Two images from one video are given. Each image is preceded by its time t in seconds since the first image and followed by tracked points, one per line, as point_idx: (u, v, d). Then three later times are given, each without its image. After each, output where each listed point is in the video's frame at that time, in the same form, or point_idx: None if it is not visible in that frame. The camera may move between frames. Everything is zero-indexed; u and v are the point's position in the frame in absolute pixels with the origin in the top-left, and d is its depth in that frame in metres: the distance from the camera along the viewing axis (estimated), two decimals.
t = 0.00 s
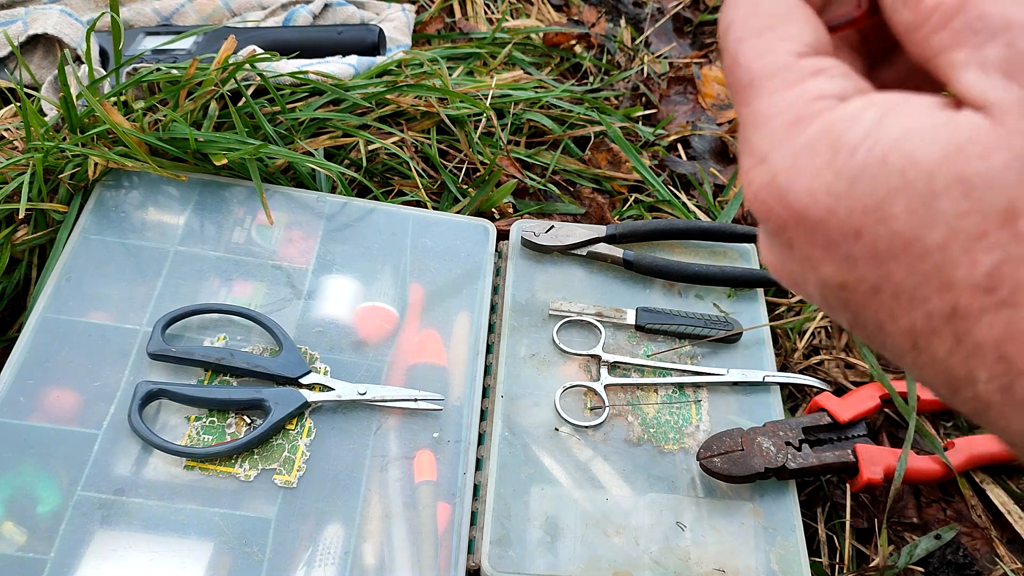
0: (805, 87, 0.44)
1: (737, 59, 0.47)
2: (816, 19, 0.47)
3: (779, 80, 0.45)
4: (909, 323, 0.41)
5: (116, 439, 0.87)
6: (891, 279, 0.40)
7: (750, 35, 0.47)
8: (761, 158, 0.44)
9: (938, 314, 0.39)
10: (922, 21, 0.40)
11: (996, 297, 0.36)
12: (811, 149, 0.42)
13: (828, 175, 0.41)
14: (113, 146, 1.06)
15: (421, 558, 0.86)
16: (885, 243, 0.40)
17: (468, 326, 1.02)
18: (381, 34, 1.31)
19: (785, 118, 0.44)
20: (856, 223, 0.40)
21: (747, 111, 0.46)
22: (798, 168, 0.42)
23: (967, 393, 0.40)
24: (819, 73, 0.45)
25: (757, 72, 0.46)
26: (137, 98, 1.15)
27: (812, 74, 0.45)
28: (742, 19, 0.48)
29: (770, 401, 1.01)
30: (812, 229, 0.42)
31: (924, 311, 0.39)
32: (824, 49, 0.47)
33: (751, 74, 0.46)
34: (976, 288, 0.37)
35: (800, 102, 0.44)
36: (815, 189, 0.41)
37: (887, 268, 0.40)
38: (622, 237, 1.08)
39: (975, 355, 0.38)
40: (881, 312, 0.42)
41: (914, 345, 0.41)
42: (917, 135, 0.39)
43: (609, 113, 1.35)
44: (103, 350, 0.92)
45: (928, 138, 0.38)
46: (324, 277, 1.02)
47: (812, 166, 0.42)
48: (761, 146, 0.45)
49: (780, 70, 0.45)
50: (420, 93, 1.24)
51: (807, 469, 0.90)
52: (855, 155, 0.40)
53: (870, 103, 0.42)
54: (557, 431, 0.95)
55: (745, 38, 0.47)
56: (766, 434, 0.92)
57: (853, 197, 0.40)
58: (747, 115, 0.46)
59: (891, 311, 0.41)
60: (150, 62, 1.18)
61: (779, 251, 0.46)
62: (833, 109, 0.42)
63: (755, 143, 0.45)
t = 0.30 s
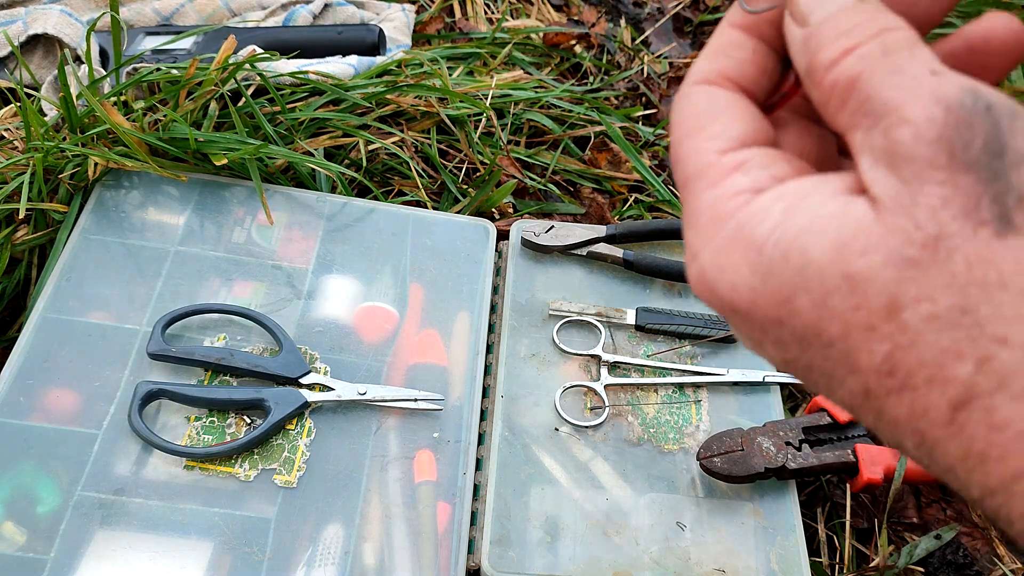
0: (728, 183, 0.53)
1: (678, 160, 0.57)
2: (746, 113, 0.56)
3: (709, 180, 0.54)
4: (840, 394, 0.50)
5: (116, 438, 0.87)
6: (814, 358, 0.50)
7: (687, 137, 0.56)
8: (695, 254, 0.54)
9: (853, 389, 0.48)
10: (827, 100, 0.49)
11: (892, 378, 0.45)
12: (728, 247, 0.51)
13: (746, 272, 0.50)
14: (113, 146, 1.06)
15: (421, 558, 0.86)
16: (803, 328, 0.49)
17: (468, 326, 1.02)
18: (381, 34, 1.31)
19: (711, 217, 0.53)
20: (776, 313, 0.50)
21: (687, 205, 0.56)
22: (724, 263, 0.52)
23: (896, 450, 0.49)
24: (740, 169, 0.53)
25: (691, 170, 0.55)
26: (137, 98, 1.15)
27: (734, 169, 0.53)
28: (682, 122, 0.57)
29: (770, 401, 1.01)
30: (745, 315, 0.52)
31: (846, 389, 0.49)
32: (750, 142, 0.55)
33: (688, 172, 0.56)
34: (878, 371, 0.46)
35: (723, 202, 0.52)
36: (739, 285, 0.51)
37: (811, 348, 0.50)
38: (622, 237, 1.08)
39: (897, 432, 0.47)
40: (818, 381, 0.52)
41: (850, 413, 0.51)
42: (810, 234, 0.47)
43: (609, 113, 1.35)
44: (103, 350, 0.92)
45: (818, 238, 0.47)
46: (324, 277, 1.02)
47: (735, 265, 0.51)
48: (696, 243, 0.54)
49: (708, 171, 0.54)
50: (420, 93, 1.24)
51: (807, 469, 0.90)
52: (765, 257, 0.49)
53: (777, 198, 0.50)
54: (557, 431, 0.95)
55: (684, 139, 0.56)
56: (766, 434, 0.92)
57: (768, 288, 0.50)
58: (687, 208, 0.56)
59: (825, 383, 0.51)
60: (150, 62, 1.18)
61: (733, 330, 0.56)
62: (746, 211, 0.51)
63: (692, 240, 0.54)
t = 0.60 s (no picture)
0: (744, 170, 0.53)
1: (689, 147, 0.57)
2: (756, 104, 0.57)
3: (723, 167, 0.54)
4: (855, 379, 0.50)
5: (115, 439, 0.87)
6: (832, 340, 0.50)
7: (698, 127, 0.56)
8: (710, 237, 0.54)
9: (873, 372, 0.49)
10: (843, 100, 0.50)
11: (917, 359, 0.46)
12: (747, 229, 0.51)
13: (766, 252, 0.50)
14: (113, 146, 1.06)
15: (421, 558, 0.86)
16: (823, 309, 0.49)
17: (468, 325, 1.02)
18: (381, 34, 1.31)
19: (729, 199, 0.53)
20: (795, 294, 0.50)
21: (699, 191, 0.56)
22: (742, 244, 0.51)
23: (909, 435, 0.50)
24: (756, 156, 0.53)
25: (705, 157, 0.55)
26: (137, 98, 1.15)
27: (749, 155, 0.53)
28: (692, 113, 0.57)
29: (769, 401, 1.01)
30: (762, 298, 0.52)
31: (864, 372, 0.49)
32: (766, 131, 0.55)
33: (701, 159, 0.56)
34: (903, 352, 0.46)
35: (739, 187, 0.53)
36: (759, 266, 0.51)
37: (829, 329, 0.50)
38: (622, 237, 1.08)
39: (914, 413, 0.48)
40: (831, 367, 0.52)
41: (862, 399, 0.51)
42: (836, 214, 0.47)
43: (609, 113, 1.35)
44: (103, 350, 0.92)
45: (844, 218, 0.47)
46: (324, 277, 1.02)
47: (754, 246, 0.51)
48: (710, 227, 0.54)
49: (721, 158, 0.54)
50: (420, 93, 1.24)
51: (807, 469, 0.90)
52: (785, 236, 0.49)
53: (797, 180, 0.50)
54: (557, 431, 0.95)
55: (694, 129, 0.57)
56: (766, 434, 0.92)
57: (790, 269, 0.49)
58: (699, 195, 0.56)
59: (839, 367, 0.51)
60: (150, 62, 1.18)
61: (742, 315, 0.56)
62: (765, 193, 0.51)
63: (706, 224, 0.54)
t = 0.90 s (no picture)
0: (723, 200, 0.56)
1: (681, 171, 0.61)
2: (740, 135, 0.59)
3: (708, 195, 0.58)
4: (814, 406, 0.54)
5: (116, 439, 0.87)
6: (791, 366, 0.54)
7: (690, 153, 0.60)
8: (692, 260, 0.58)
9: (824, 404, 0.52)
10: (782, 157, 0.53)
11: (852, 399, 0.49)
12: (718, 261, 0.55)
13: (733, 279, 0.54)
14: (113, 146, 1.06)
15: (421, 558, 0.86)
16: (781, 338, 0.53)
17: (468, 325, 1.02)
18: (381, 34, 1.31)
19: (706, 227, 0.57)
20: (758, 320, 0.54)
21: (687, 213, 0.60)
22: (714, 271, 0.56)
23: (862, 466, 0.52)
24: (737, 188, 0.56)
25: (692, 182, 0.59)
26: (137, 98, 1.15)
27: (730, 188, 0.57)
28: (687, 139, 0.61)
29: (770, 401, 1.01)
30: (736, 320, 0.57)
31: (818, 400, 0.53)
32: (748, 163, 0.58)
33: (690, 184, 0.59)
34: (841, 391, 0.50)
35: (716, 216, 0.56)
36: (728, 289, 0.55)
37: (788, 356, 0.54)
38: (622, 237, 1.08)
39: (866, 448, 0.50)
40: (796, 390, 0.55)
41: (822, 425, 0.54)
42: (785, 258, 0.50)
43: (609, 113, 1.35)
44: (103, 350, 0.92)
45: (791, 260, 0.50)
46: (324, 277, 1.02)
47: (725, 272, 0.55)
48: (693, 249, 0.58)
49: (707, 186, 0.58)
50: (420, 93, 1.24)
51: (807, 469, 0.90)
52: (745, 270, 0.53)
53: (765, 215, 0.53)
54: (557, 431, 0.95)
55: (687, 154, 0.60)
56: (766, 434, 0.92)
57: (752, 300, 0.53)
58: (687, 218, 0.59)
59: (801, 393, 0.55)
60: (150, 62, 1.18)
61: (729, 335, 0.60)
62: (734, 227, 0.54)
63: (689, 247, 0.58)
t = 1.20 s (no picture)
0: (710, 193, 0.46)
1: (640, 170, 0.49)
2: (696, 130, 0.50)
3: (683, 192, 0.46)
4: (848, 406, 0.43)
5: (116, 439, 0.87)
6: (824, 364, 0.43)
7: (650, 144, 0.49)
8: (685, 260, 0.45)
9: (872, 391, 0.42)
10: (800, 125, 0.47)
11: (927, 369, 0.40)
12: (731, 251, 0.44)
13: (756, 270, 0.43)
14: (113, 146, 1.06)
15: (421, 558, 0.86)
16: (820, 327, 0.42)
17: (468, 325, 1.02)
18: (381, 34, 1.31)
19: (703, 223, 0.45)
20: (788, 313, 0.43)
21: (655, 217, 0.47)
22: (727, 263, 0.44)
23: (900, 459, 0.43)
24: (724, 180, 0.47)
25: (660, 179, 0.47)
26: (137, 98, 1.14)
27: (719, 179, 0.47)
28: (637, 136, 0.50)
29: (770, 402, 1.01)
30: (744, 324, 0.44)
31: (862, 395, 0.42)
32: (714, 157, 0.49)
33: (658, 181, 0.48)
34: (909, 360, 0.41)
35: (710, 208, 0.45)
36: (746, 284, 0.43)
37: (821, 354, 0.43)
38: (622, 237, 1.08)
39: (915, 435, 0.42)
40: (817, 400, 0.44)
41: (851, 428, 0.44)
42: (831, 226, 0.42)
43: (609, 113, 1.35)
44: (103, 350, 0.92)
45: (844, 226, 0.42)
46: (324, 277, 1.02)
47: (741, 265, 0.43)
48: (683, 249, 0.45)
49: (687, 177, 0.47)
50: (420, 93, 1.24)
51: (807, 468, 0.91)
52: (778, 251, 0.42)
53: (779, 202, 0.44)
54: (557, 431, 0.95)
55: (644, 148, 0.49)
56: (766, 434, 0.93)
57: (784, 288, 0.42)
58: (659, 220, 0.47)
59: (830, 396, 0.44)
60: (149, 62, 1.18)
61: (708, 351, 0.47)
62: (746, 213, 0.44)
63: (675, 246, 0.46)
